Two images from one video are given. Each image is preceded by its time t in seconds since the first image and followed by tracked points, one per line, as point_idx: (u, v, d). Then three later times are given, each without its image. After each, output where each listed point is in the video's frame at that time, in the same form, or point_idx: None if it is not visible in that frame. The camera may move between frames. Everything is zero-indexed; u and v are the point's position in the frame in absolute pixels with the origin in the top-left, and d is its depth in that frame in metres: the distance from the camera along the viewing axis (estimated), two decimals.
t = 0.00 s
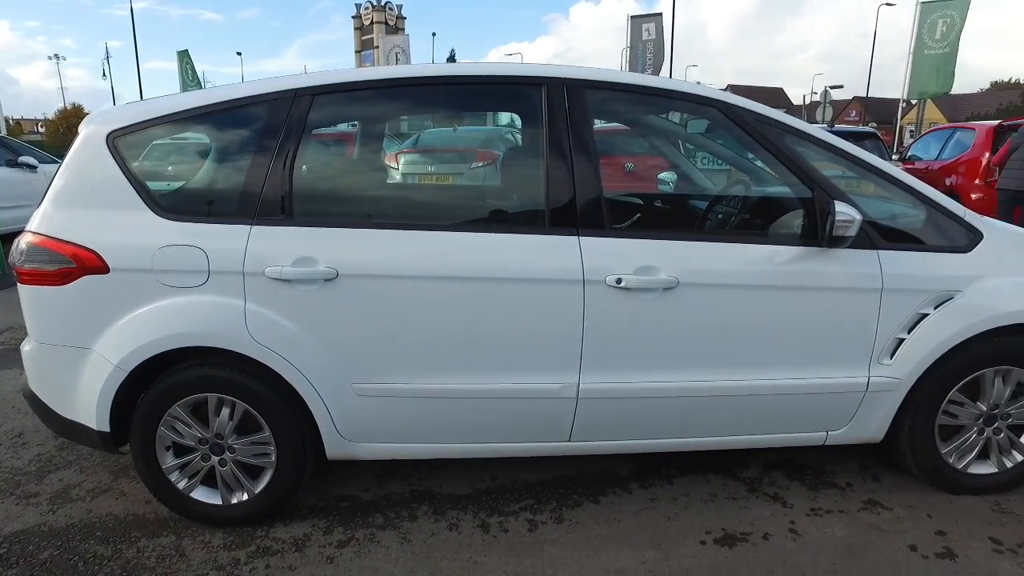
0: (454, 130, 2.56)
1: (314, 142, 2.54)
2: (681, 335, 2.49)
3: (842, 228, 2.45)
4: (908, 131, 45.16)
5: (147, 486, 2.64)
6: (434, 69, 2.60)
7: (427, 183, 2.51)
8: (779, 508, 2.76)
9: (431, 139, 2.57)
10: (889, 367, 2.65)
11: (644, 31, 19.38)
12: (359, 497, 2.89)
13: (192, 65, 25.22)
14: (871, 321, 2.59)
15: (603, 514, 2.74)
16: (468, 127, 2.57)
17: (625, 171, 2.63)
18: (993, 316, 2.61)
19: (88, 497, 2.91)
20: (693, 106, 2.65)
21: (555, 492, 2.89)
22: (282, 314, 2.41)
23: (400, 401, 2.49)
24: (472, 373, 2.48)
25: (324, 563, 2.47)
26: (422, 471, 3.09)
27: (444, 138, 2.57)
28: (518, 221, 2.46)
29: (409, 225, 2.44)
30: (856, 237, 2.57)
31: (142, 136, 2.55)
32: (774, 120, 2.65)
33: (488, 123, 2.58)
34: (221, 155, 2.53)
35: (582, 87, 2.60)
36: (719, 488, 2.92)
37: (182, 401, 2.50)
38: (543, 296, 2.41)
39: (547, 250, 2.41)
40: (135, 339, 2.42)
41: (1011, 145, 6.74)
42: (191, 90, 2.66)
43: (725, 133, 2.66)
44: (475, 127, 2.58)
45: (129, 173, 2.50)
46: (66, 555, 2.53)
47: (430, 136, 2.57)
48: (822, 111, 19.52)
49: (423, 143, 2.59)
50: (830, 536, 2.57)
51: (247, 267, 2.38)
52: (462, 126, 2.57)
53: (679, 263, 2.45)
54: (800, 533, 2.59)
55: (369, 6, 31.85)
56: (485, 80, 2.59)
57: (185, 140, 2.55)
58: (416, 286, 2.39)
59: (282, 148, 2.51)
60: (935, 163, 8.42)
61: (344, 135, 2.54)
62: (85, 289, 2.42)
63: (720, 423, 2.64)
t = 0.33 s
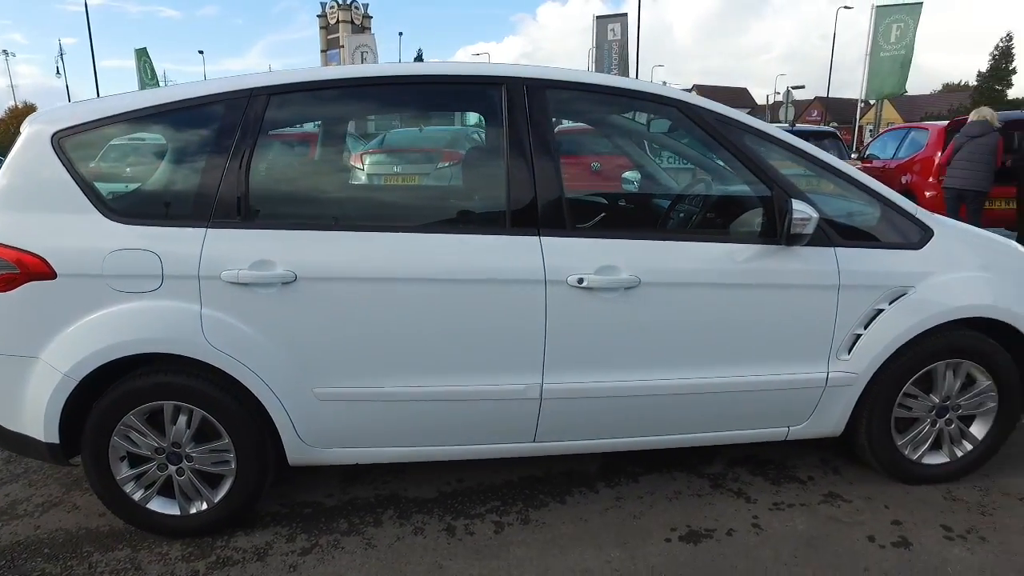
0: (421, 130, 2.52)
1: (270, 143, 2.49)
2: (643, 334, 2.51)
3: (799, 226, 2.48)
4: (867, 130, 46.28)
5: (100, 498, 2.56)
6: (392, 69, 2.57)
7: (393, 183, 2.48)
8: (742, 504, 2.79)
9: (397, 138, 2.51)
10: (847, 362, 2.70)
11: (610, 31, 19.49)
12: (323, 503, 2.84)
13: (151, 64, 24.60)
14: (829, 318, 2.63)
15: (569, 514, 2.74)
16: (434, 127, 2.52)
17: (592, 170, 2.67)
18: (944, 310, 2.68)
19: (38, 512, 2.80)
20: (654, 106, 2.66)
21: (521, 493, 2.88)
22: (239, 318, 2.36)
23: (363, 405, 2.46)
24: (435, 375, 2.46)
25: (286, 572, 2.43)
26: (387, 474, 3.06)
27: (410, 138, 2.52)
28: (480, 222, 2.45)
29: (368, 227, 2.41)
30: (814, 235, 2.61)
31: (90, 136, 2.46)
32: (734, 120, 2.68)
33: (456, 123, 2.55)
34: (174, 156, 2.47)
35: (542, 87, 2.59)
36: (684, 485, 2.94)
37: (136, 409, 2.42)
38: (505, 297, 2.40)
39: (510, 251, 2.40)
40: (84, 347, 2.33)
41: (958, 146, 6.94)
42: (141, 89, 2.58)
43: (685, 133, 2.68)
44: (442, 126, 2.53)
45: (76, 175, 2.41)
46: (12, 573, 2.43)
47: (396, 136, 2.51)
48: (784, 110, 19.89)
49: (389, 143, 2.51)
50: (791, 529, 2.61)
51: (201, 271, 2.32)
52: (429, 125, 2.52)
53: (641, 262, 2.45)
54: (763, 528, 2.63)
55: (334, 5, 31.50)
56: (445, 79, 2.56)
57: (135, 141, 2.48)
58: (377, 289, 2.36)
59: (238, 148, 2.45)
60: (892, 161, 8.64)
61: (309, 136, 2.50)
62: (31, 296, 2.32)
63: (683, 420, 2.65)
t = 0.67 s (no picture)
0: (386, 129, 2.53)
1: (227, 144, 2.43)
2: (607, 334, 2.51)
3: (760, 224, 2.51)
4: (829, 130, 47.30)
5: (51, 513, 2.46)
6: (352, 69, 2.53)
7: (358, 184, 2.45)
8: (708, 500, 2.81)
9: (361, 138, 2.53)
10: (809, 358, 2.74)
11: (576, 31, 19.56)
12: (287, 510, 2.79)
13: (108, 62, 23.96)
14: (791, 315, 2.67)
15: (537, 515, 2.73)
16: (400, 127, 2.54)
17: (559, 169, 2.75)
18: (901, 306, 2.74)
19: None
20: (616, 106, 2.67)
21: (489, 495, 2.87)
22: (196, 324, 2.30)
23: (326, 410, 2.42)
24: (400, 378, 2.43)
25: None
26: (354, 479, 3.02)
27: (376, 139, 2.53)
28: (444, 223, 2.43)
29: (329, 229, 2.37)
30: (775, 233, 2.64)
31: (38, 137, 2.37)
32: (695, 120, 2.70)
33: (423, 123, 2.54)
34: (127, 158, 2.39)
35: (503, 87, 2.58)
36: (651, 483, 2.96)
37: (90, 420, 2.34)
38: (470, 299, 2.39)
39: (474, 252, 2.39)
40: (32, 356, 2.24)
41: (909, 145, 7.13)
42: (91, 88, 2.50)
43: (647, 133, 2.69)
44: (408, 127, 2.54)
45: (22, 178, 2.32)
46: None
47: (362, 137, 2.53)
48: (748, 110, 20.15)
49: (355, 143, 2.53)
50: (756, 524, 2.64)
51: (156, 276, 2.26)
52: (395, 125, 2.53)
53: (604, 262, 2.46)
54: (729, 524, 2.65)
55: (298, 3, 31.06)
56: (407, 79, 2.53)
57: (87, 142, 2.40)
58: (339, 292, 2.32)
59: (195, 150, 2.39)
60: (851, 160, 8.83)
61: (271, 136, 2.44)
62: None
63: (648, 419, 2.67)
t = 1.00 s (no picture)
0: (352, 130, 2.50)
1: (185, 146, 2.37)
2: (574, 334, 2.51)
3: (724, 224, 2.53)
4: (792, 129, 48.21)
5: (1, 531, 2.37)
6: (314, 69, 2.48)
7: (325, 186, 2.42)
8: (676, 499, 2.83)
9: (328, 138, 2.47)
10: (773, 356, 2.78)
11: (543, 31, 19.59)
12: (252, 519, 2.74)
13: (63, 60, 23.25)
14: (754, 313, 2.70)
15: (507, 518, 2.72)
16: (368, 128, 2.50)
17: (526, 169, 2.71)
18: (861, 303, 2.79)
19: None
20: (580, 107, 2.67)
21: (458, 499, 2.85)
22: (154, 331, 2.23)
23: (290, 417, 2.38)
24: (365, 383, 2.40)
25: None
26: (321, 486, 2.97)
27: (341, 141, 2.48)
28: (409, 225, 2.41)
29: (291, 233, 2.33)
30: (738, 233, 2.67)
31: None
32: (658, 120, 2.72)
33: (391, 123, 2.51)
34: (80, 161, 2.32)
35: (468, 87, 2.56)
36: (621, 482, 2.97)
37: (42, 433, 2.25)
38: (435, 302, 2.37)
39: (439, 254, 2.37)
40: None
41: (867, 145, 7.29)
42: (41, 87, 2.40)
43: (611, 133, 2.70)
44: (375, 128, 2.51)
45: None
46: None
47: (327, 137, 2.46)
48: (714, 110, 20.41)
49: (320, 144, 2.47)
50: (724, 521, 2.67)
51: (111, 282, 2.18)
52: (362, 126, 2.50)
53: (570, 264, 2.46)
54: (697, 521, 2.67)
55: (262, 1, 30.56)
56: (369, 80, 2.49)
57: (37, 143, 2.31)
58: (302, 296, 2.28)
59: (151, 152, 2.32)
60: (813, 159, 9.00)
61: (234, 137, 2.39)
62: None
63: (617, 419, 2.68)
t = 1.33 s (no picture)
0: (317, 130, 2.43)
1: (136, 147, 2.29)
2: (538, 337, 2.51)
3: (687, 224, 2.54)
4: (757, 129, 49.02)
5: None
6: (271, 69, 2.42)
7: (288, 188, 2.39)
8: (644, 498, 2.84)
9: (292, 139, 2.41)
10: (737, 354, 2.81)
11: (511, 31, 19.59)
12: (213, 530, 2.67)
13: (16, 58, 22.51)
14: (718, 311, 2.73)
15: (475, 521, 2.70)
16: (332, 129, 2.46)
17: (494, 170, 2.67)
18: (821, 301, 2.84)
19: None
20: (543, 107, 2.67)
21: (426, 503, 2.82)
22: (107, 340, 2.15)
23: (251, 425, 2.32)
24: (328, 389, 2.36)
25: None
26: (285, 493, 2.92)
27: (307, 142, 2.43)
28: (371, 228, 2.37)
29: (249, 237, 2.27)
30: (701, 233, 2.69)
31: None
32: (620, 120, 2.73)
33: (357, 124, 2.47)
34: (27, 162, 2.23)
35: (429, 88, 2.53)
36: (589, 483, 2.96)
37: None
38: (398, 306, 2.34)
39: (402, 257, 2.34)
40: None
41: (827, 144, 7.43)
42: None
43: (575, 134, 2.70)
44: (342, 128, 2.46)
45: None
46: None
47: (293, 139, 2.40)
48: (680, 110, 20.63)
49: (285, 146, 2.42)
50: (691, 519, 2.69)
51: (59, 289, 2.10)
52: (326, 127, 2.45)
53: (534, 265, 2.44)
54: (664, 520, 2.69)
55: None
56: (328, 80, 2.45)
57: None
58: (261, 302, 2.23)
59: (101, 153, 2.24)
60: (776, 159, 9.15)
61: (191, 137, 2.34)
62: None
63: (583, 420, 2.68)
